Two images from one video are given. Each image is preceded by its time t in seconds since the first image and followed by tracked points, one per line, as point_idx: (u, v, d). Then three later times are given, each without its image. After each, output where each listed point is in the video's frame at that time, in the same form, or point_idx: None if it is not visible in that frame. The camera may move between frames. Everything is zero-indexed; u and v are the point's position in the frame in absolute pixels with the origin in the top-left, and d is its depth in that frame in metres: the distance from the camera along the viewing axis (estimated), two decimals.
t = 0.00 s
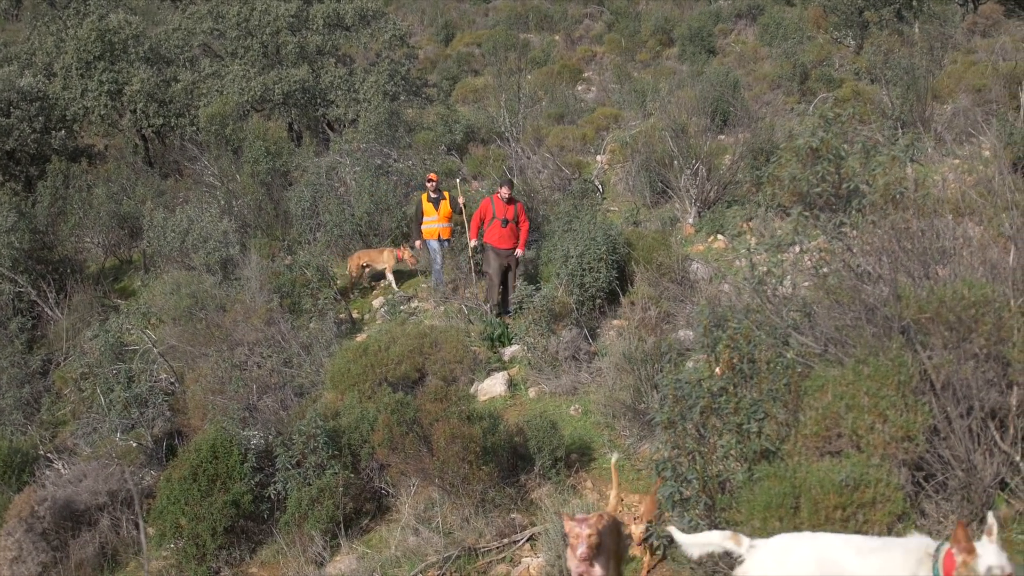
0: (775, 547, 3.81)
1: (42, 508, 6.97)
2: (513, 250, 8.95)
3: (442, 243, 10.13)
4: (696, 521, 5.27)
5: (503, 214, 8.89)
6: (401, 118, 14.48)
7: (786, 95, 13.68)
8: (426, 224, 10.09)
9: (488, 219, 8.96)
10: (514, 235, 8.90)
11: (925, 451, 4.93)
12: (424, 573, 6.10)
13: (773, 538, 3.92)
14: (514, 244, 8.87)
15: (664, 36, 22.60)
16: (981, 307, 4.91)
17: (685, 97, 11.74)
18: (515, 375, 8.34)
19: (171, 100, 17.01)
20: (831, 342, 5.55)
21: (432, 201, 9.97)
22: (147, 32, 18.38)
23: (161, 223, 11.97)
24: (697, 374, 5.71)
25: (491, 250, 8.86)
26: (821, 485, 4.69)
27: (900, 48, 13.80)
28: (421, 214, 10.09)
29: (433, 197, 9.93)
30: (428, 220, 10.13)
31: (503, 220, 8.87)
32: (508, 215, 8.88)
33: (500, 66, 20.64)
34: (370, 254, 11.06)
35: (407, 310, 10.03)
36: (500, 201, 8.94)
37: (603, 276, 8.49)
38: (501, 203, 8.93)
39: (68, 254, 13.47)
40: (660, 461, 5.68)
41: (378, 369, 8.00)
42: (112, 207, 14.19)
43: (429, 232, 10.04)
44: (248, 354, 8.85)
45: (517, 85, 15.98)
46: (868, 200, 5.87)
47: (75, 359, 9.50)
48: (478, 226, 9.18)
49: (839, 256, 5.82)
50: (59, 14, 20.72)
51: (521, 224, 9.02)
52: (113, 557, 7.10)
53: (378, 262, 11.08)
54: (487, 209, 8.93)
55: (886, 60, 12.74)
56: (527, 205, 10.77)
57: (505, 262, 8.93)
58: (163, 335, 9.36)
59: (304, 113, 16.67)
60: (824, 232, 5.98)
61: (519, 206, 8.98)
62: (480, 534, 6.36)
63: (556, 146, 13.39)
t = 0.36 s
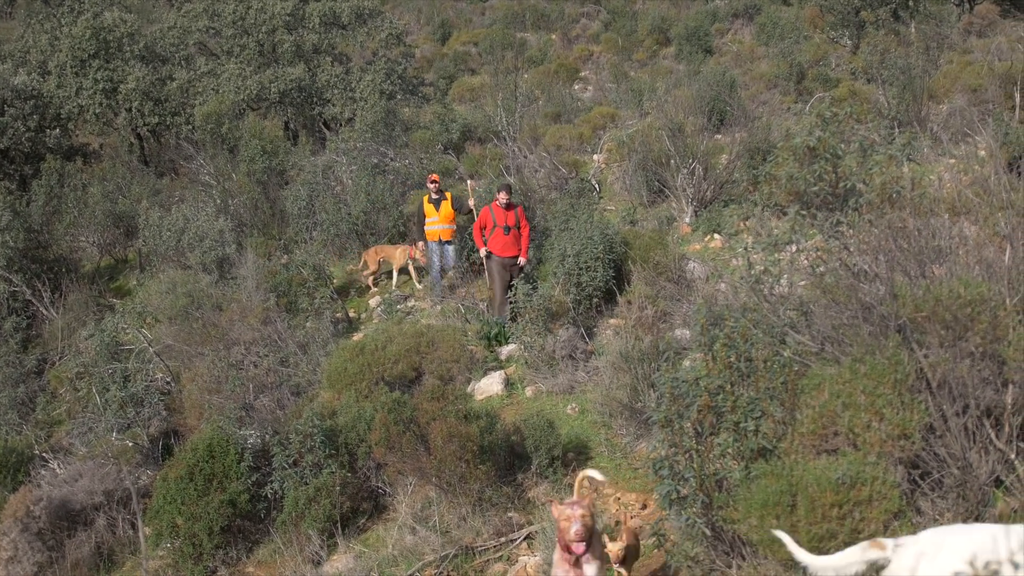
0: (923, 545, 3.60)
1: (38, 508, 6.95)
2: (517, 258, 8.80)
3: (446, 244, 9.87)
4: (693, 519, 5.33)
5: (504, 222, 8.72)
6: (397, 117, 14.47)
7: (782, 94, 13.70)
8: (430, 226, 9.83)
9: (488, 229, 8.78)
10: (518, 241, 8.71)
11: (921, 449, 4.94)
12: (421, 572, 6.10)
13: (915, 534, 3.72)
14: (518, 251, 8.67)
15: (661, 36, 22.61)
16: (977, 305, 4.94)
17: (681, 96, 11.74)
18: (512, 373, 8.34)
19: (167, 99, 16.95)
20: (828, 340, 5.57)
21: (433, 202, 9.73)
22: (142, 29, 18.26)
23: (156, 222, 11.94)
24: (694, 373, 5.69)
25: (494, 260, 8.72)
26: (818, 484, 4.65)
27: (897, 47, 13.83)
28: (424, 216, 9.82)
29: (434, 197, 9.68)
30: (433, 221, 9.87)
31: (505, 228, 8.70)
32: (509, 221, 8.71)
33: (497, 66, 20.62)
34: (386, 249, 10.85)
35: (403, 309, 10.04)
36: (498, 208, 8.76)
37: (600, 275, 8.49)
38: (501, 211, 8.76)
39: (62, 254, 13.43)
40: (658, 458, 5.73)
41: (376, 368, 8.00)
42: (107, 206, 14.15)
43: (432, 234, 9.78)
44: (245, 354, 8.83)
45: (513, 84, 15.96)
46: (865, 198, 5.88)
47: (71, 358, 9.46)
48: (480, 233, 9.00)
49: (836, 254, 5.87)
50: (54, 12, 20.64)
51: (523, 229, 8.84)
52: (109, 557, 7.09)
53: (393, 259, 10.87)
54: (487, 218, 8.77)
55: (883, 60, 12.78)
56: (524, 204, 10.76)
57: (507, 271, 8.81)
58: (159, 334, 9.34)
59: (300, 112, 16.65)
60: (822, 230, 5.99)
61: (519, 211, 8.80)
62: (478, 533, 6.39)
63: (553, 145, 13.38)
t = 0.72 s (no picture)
0: None
1: (33, 507, 6.94)
2: (512, 257, 8.84)
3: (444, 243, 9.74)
4: (687, 518, 5.29)
5: (496, 221, 8.78)
6: (392, 116, 14.48)
7: (777, 93, 13.72)
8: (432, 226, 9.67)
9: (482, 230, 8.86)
10: (511, 240, 8.76)
11: (915, 447, 4.95)
12: (416, 570, 6.13)
13: None
14: (512, 251, 8.76)
15: (656, 35, 22.62)
16: (971, 304, 4.95)
17: (676, 94, 11.76)
18: (507, 372, 8.36)
19: (161, 98, 16.96)
20: (822, 339, 5.60)
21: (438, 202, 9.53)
22: (134, 28, 18.32)
23: (151, 222, 11.97)
24: (688, 372, 5.63)
25: (489, 261, 8.77)
26: (812, 481, 4.68)
27: (892, 46, 13.87)
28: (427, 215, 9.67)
29: (440, 197, 9.45)
30: (434, 221, 9.72)
31: (497, 228, 8.76)
32: (501, 222, 8.75)
33: (491, 64, 20.59)
34: (396, 249, 10.80)
35: (398, 307, 10.08)
36: (490, 209, 8.80)
37: (594, 274, 8.49)
38: (493, 211, 8.80)
39: (57, 253, 13.41)
40: (652, 458, 5.61)
41: (370, 367, 7.99)
42: (101, 205, 14.14)
43: (432, 234, 9.62)
44: (239, 352, 8.83)
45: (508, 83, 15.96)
46: (860, 198, 5.86)
47: (66, 358, 9.46)
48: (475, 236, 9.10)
49: (832, 254, 5.78)
50: (46, 10, 20.62)
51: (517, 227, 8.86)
52: (105, 556, 7.12)
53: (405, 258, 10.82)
54: (479, 220, 8.84)
55: (878, 59, 12.80)
56: (519, 202, 10.77)
57: (503, 271, 8.85)
58: (153, 333, 9.35)
59: (294, 111, 16.65)
60: (816, 229, 5.94)
61: (511, 210, 8.80)
62: (473, 531, 6.41)
63: (548, 144, 13.37)
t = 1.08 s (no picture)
0: None
1: (31, 505, 7.02)
2: (507, 261, 8.71)
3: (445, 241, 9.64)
4: (682, 514, 5.27)
5: (495, 224, 8.66)
6: (387, 115, 14.51)
7: (773, 89, 13.72)
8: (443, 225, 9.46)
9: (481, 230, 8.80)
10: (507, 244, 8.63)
11: (909, 444, 4.95)
12: (412, 566, 6.13)
13: None
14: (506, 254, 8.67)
15: (651, 32, 22.64)
16: (966, 300, 4.92)
17: (671, 91, 11.76)
18: (502, 370, 8.36)
19: (156, 98, 16.92)
20: (816, 335, 5.60)
21: (453, 201, 9.35)
22: (129, 28, 18.46)
23: (147, 221, 12.00)
24: (683, 368, 5.64)
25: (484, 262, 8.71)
26: (806, 477, 4.65)
27: (888, 42, 13.89)
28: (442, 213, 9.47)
29: (455, 196, 9.27)
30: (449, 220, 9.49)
31: (495, 230, 8.64)
32: (498, 224, 8.62)
33: (486, 62, 20.59)
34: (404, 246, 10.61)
35: (394, 306, 10.07)
36: (491, 210, 8.70)
37: (590, 271, 8.47)
38: (493, 213, 8.68)
39: (55, 253, 13.45)
40: (647, 453, 5.61)
41: (365, 365, 8.02)
42: (97, 204, 14.18)
43: (444, 232, 9.40)
44: (235, 351, 8.88)
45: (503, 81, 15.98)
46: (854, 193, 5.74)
47: (63, 357, 9.49)
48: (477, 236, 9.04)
49: (825, 250, 5.81)
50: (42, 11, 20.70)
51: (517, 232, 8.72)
52: (103, 553, 7.15)
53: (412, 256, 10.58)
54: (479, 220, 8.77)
55: (874, 55, 12.81)
56: (514, 201, 10.78)
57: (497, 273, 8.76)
58: (150, 332, 9.39)
59: (289, 110, 16.63)
60: (810, 225, 5.93)
61: (512, 214, 8.64)
62: (468, 528, 6.42)
63: (544, 142, 13.37)
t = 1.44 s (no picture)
0: None
1: (32, 502, 7.07)
2: (507, 258, 8.53)
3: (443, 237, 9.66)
4: (677, 508, 5.31)
5: (497, 219, 8.47)
6: (385, 112, 14.53)
7: (770, 85, 13.72)
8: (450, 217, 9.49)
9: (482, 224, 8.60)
10: (508, 241, 8.45)
11: (903, 438, 4.96)
12: (410, 562, 6.17)
13: None
14: (508, 252, 8.49)
15: (648, 28, 22.64)
16: (959, 295, 4.92)
17: (668, 88, 11.77)
18: (499, 367, 8.39)
19: (154, 97, 16.98)
20: (811, 330, 5.62)
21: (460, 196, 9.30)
22: (128, 27, 18.59)
23: (145, 220, 12.06)
24: (678, 363, 5.64)
25: (484, 258, 8.52)
26: (800, 471, 4.65)
27: (885, 37, 13.90)
28: (449, 209, 9.42)
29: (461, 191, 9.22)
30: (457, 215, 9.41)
31: (496, 225, 8.45)
32: (501, 220, 8.43)
33: (484, 58, 20.58)
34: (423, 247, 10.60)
35: (392, 302, 10.06)
36: (494, 206, 8.50)
37: (587, 268, 8.51)
38: (496, 208, 8.48)
39: (54, 251, 13.50)
40: (642, 449, 5.64)
41: (363, 362, 8.07)
42: (96, 203, 14.23)
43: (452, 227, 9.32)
44: (234, 348, 8.95)
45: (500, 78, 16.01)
46: (849, 188, 5.78)
47: (63, 355, 9.54)
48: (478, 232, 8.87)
49: (819, 245, 5.82)
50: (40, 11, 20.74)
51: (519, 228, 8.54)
52: (103, 550, 7.19)
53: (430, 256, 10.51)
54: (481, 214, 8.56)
55: (871, 50, 12.81)
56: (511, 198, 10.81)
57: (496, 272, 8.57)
58: (149, 330, 9.44)
59: (287, 108, 16.62)
60: (805, 221, 5.96)
61: (515, 210, 8.45)
62: (466, 524, 6.43)
63: (541, 139, 13.37)
